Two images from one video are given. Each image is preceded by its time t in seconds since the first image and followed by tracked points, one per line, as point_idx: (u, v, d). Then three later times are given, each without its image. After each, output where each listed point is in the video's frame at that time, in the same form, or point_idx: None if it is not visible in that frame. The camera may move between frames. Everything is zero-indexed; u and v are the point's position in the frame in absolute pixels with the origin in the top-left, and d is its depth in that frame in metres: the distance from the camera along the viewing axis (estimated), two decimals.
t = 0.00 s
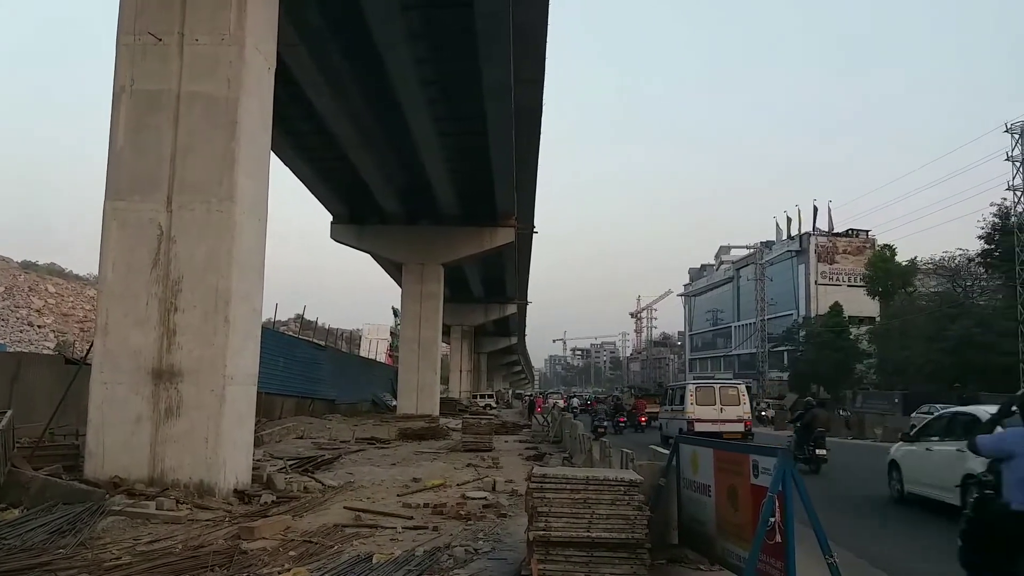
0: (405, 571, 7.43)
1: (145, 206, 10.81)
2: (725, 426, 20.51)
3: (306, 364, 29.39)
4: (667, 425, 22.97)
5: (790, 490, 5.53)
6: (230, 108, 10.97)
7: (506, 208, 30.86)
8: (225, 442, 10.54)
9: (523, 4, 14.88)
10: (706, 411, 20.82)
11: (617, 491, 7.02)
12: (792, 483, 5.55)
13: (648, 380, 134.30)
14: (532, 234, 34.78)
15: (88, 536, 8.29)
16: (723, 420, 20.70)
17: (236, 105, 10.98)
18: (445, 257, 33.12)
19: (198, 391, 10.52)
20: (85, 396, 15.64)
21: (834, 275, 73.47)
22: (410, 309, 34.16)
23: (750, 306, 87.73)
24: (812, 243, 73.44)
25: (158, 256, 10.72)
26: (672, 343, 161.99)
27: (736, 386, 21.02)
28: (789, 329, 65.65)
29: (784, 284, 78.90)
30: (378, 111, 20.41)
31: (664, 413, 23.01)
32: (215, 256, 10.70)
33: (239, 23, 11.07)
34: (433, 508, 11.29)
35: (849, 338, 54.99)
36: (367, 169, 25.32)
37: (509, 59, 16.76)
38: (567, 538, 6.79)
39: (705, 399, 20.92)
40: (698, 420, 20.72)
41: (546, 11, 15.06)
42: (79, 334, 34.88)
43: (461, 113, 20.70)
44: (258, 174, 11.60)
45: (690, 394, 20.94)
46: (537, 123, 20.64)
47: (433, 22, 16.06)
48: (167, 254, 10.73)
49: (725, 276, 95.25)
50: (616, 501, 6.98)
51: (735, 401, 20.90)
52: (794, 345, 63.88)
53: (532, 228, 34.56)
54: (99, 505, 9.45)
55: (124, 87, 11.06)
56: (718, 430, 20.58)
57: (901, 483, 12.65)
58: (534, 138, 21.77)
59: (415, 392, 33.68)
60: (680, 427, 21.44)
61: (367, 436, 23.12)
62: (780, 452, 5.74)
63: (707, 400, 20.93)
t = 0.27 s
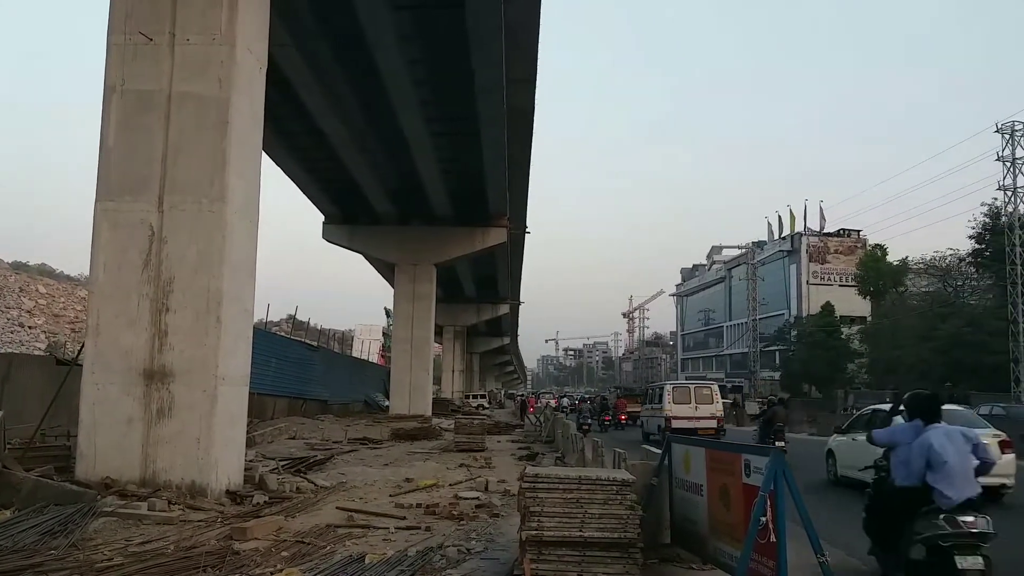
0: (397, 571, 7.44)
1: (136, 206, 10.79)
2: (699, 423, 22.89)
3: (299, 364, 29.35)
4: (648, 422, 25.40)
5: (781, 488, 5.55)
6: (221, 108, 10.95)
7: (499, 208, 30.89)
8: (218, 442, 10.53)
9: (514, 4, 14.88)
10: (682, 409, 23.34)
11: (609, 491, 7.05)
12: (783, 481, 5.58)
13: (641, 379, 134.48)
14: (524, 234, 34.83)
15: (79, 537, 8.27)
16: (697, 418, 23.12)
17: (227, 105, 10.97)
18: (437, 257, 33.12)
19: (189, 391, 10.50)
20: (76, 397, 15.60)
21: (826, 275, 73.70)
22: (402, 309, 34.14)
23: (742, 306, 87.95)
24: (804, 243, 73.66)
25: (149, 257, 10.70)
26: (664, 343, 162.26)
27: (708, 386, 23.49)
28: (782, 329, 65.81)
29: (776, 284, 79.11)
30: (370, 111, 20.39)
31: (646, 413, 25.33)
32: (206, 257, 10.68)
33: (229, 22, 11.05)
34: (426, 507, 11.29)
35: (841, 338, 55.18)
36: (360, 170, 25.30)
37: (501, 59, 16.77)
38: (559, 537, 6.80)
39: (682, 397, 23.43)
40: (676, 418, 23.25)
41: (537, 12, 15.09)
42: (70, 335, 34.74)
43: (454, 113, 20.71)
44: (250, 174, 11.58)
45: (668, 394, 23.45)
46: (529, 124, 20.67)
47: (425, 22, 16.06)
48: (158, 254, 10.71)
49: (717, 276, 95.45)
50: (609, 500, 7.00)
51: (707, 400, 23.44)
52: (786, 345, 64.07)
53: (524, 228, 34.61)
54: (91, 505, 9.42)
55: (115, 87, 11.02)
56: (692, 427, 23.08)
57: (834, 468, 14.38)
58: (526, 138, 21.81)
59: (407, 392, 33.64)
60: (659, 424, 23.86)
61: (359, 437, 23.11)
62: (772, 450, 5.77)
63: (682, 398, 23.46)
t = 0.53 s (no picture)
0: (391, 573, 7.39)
1: (128, 205, 10.70)
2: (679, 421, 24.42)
3: (292, 365, 29.24)
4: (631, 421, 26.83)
5: (776, 490, 5.50)
6: (213, 107, 10.88)
7: (493, 208, 30.84)
8: (210, 444, 10.45)
9: (508, 3, 14.82)
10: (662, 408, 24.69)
11: (604, 492, 6.97)
12: (778, 482, 5.52)
13: (636, 379, 134.53)
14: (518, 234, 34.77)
15: (70, 539, 8.19)
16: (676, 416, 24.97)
17: (219, 104, 10.89)
18: (430, 258, 33.05)
19: (181, 393, 10.42)
20: (67, 399, 15.51)
21: (820, 275, 73.79)
22: (395, 309, 34.07)
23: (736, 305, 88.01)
24: (798, 242, 73.74)
25: (141, 257, 10.62)
26: (659, 343, 162.35)
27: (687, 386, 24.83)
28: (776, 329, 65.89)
29: (770, 283, 79.18)
30: (363, 111, 20.31)
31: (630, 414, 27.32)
32: (198, 257, 10.60)
33: (221, 21, 10.97)
34: (419, 509, 11.24)
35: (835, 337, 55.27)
36: (353, 169, 25.22)
37: (495, 58, 16.71)
38: (553, 539, 6.75)
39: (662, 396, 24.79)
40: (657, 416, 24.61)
41: (531, 11, 15.03)
42: (62, 335, 34.57)
43: (448, 113, 20.64)
44: (242, 174, 11.51)
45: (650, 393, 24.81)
46: (523, 123, 20.62)
47: (418, 21, 15.99)
48: (150, 254, 10.63)
49: (711, 276, 95.51)
50: (603, 501, 6.92)
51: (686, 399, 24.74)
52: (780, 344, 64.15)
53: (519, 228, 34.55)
54: (81, 508, 9.34)
55: (106, 86, 10.93)
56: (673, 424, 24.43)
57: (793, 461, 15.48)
58: (520, 138, 21.76)
59: (401, 392, 33.58)
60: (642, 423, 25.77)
61: (353, 437, 23.02)
62: (766, 451, 5.71)
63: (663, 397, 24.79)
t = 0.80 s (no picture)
0: (387, 571, 7.46)
1: (123, 205, 10.73)
2: (660, 418, 25.69)
3: (287, 364, 29.27)
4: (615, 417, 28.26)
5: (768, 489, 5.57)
6: (209, 108, 10.91)
7: (488, 208, 30.92)
8: (206, 443, 10.49)
9: (503, 4, 14.90)
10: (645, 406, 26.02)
11: (598, 490, 7.06)
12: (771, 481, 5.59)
13: (630, 379, 134.80)
14: (513, 233, 34.85)
15: (66, 538, 8.22)
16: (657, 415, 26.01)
17: (214, 104, 10.93)
18: (424, 258, 33.09)
19: (177, 392, 10.46)
20: (62, 398, 15.53)
21: (813, 275, 74.08)
22: (390, 309, 34.09)
23: (730, 305, 88.27)
24: (791, 243, 74.01)
25: (137, 257, 10.65)
26: (653, 343, 162.67)
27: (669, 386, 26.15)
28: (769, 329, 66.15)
29: (763, 283, 79.45)
30: (358, 111, 20.36)
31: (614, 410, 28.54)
32: (194, 257, 10.64)
33: (217, 22, 11.01)
34: (414, 508, 11.28)
35: (828, 337, 55.51)
36: (348, 170, 25.25)
37: (489, 59, 16.79)
38: (548, 537, 6.82)
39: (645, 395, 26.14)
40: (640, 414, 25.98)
41: (525, 12, 15.11)
42: (56, 335, 34.53)
43: (442, 113, 20.69)
44: (238, 175, 11.56)
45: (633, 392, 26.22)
46: (518, 124, 20.70)
47: (413, 22, 16.05)
48: (146, 254, 10.66)
49: (705, 276, 95.78)
50: (597, 500, 7.02)
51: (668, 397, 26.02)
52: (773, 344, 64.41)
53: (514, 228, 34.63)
54: (77, 507, 9.37)
55: (101, 87, 10.96)
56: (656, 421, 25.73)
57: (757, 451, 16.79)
58: (515, 138, 21.84)
59: (396, 392, 33.62)
60: (626, 420, 26.92)
61: (348, 437, 23.06)
62: (759, 450, 5.78)
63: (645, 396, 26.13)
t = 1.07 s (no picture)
0: (382, 571, 7.45)
1: (120, 205, 10.73)
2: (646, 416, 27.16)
3: (283, 364, 29.24)
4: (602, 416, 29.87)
5: (765, 489, 5.58)
6: (205, 107, 10.90)
7: (484, 208, 30.94)
8: (202, 443, 10.49)
9: (499, 5, 14.91)
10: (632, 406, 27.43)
11: (594, 491, 7.08)
12: (767, 482, 5.60)
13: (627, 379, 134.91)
14: (509, 233, 34.87)
15: (62, 538, 8.22)
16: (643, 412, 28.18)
17: (211, 104, 10.92)
18: (420, 258, 33.08)
19: (173, 392, 10.46)
20: (58, 398, 15.52)
21: (810, 275, 74.18)
22: (387, 309, 34.08)
23: (727, 305, 88.38)
24: (787, 243, 74.10)
25: (133, 257, 10.64)
26: (650, 343, 162.76)
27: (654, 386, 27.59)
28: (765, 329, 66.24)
29: (760, 283, 79.55)
30: (355, 111, 20.35)
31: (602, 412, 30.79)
32: (190, 257, 10.64)
33: (213, 21, 11.01)
34: (411, 508, 11.29)
35: (824, 337, 55.61)
36: (345, 170, 25.25)
37: (486, 60, 16.81)
38: (544, 537, 6.82)
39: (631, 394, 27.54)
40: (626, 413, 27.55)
41: (522, 13, 15.13)
42: (53, 334, 34.49)
43: (439, 113, 20.70)
44: (235, 175, 11.55)
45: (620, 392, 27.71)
46: (514, 124, 20.72)
47: (410, 22, 16.05)
48: (142, 254, 10.65)
49: (701, 276, 95.87)
50: (593, 500, 7.03)
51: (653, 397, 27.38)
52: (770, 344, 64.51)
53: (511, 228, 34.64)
54: (73, 507, 9.36)
55: (98, 86, 10.95)
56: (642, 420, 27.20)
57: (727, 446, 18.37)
58: (512, 139, 21.86)
59: (393, 392, 33.63)
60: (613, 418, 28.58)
61: (344, 437, 23.05)
62: (756, 451, 5.80)
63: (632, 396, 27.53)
